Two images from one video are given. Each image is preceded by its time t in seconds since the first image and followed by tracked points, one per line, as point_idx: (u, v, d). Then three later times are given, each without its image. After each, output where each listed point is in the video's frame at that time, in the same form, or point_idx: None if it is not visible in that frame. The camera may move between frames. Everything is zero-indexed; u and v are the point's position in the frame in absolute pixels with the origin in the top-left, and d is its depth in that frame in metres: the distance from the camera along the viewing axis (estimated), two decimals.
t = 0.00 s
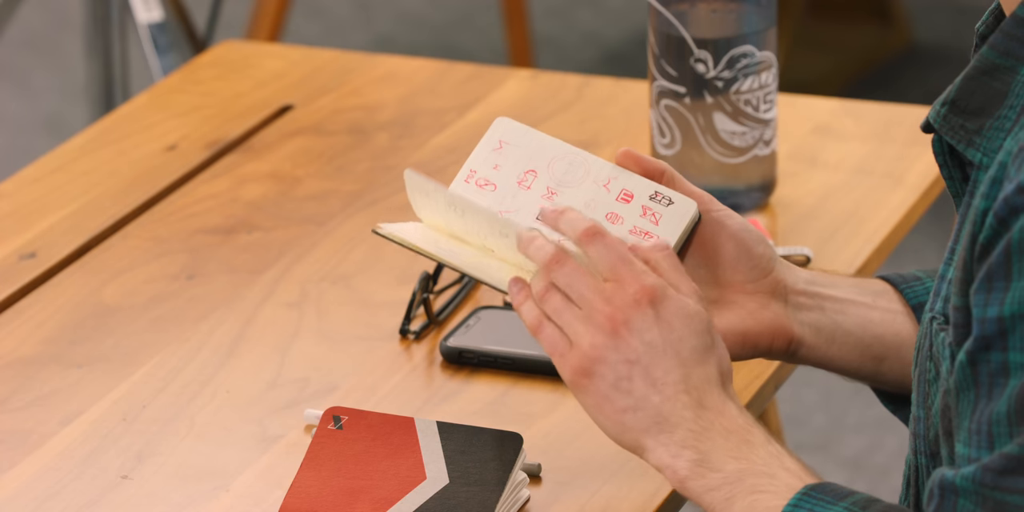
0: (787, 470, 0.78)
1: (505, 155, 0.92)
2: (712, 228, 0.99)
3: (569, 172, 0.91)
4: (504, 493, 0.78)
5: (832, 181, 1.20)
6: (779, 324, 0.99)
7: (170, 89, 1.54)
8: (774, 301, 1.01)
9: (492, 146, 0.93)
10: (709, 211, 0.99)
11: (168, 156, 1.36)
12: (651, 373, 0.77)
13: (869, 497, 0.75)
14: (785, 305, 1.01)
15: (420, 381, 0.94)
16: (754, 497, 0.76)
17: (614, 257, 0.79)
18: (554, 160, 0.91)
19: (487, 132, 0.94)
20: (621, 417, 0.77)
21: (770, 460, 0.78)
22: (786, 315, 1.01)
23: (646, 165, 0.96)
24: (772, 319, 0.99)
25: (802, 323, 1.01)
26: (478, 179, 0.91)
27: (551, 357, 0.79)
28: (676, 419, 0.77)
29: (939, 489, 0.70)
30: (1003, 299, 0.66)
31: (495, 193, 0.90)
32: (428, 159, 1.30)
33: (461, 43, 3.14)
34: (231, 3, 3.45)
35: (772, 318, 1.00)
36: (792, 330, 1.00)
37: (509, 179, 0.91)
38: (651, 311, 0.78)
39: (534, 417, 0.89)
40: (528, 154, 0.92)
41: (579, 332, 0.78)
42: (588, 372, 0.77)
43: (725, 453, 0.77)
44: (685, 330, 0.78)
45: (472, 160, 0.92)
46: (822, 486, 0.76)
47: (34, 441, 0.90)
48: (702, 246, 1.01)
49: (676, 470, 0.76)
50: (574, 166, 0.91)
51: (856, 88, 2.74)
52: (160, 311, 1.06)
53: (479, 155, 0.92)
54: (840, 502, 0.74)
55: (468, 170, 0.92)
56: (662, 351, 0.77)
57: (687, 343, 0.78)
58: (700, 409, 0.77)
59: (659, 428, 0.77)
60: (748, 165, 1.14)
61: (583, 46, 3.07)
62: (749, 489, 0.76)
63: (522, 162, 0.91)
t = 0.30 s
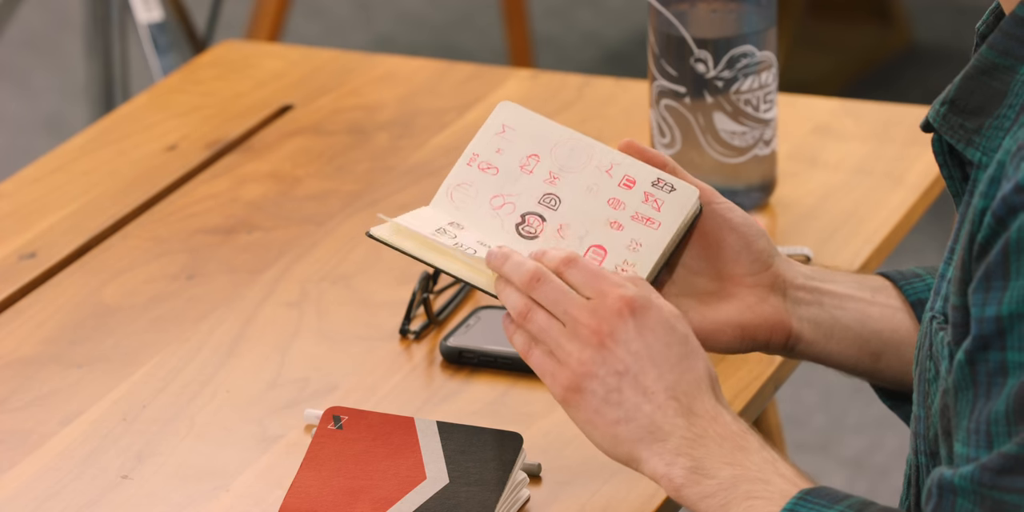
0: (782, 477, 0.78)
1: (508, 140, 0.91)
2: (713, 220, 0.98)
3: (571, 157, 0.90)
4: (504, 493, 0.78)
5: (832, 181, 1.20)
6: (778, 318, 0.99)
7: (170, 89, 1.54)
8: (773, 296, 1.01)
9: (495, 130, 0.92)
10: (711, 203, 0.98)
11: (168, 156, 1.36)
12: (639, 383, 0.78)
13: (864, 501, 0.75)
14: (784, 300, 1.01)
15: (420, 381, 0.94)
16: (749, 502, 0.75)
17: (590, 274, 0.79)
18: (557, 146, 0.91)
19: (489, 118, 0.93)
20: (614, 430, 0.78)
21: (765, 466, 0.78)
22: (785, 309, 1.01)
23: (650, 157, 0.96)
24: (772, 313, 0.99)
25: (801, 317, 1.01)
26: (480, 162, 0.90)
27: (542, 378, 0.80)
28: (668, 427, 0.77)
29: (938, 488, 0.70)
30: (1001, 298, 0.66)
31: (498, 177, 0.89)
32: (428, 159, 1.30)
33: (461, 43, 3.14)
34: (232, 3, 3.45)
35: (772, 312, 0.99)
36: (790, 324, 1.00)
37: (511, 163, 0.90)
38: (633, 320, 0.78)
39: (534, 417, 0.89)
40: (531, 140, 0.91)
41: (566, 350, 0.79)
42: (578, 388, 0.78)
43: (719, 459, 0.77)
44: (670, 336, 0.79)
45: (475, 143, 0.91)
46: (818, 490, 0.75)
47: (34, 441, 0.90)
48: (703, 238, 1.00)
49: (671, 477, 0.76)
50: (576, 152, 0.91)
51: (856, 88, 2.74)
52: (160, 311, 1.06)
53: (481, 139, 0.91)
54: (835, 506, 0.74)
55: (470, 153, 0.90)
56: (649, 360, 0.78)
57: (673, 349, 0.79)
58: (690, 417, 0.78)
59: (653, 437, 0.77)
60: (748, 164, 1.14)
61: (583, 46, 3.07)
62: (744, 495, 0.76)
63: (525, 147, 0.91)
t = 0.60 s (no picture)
0: (779, 478, 0.79)
1: (468, 249, 1.05)
2: (682, 247, 1.02)
3: (530, 242, 1.03)
4: (504, 493, 0.78)
5: (831, 181, 1.20)
6: (776, 309, 0.99)
7: (170, 89, 1.54)
8: (765, 290, 1.01)
9: (456, 249, 1.06)
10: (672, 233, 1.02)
11: (168, 156, 1.36)
12: (625, 392, 0.79)
13: (860, 505, 0.76)
14: (778, 293, 1.01)
15: (420, 381, 0.94)
16: (747, 504, 0.76)
17: (557, 307, 0.85)
18: (515, 239, 1.04)
19: (449, 243, 1.07)
20: (608, 445, 0.77)
21: (761, 468, 0.79)
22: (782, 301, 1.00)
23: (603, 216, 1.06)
24: (769, 305, 0.99)
25: (800, 307, 1.00)
26: (448, 273, 1.02)
27: (522, 416, 0.79)
28: (661, 433, 0.78)
29: (939, 489, 0.70)
30: (1004, 298, 0.66)
31: (467, 277, 1.01)
32: (428, 159, 1.30)
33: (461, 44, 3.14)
34: (231, 3, 3.45)
35: (769, 304, 0.99)
36: (789, 314, 0.99)
37: (479, 263, 1.02)
38: (607, 334, 0.81)
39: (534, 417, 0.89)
40: (490, 242, 1.05)
41: (545, 374, 0.80)
42: (565, 408, 0.78)
43: (715, 462, 0.78)
44: (647, 346, 0.81)
45: (442, 262, 1.04)
46: (815, 493, 0.76)
47: (34, 440, 0.90)
48: (676, 262, 1.02)
49: (669, 481, 0.77)
50: (534, 239, 1.03)
51: (855, 88, 2.74)
52: (160, 311, 1.06)
53: (447, 257, 1.04)
54: (836, 507, 0.75)
55: (437, 270, 1.03)
56: (630, 370, 0.80)
57: (652, 358, 0.81)
58: (681, 421, 0.79)
59: (647, 445, 0.78)
60: (748, 164, 1.14)
61: (583, 46, 3.07)
62: (741, 497, 0.77)
63: (485, 248, 1.04)
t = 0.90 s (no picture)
0: (775, 479, 0.79)
1: (475, 213, 1.01)
2: (687, 237, 1.02)
3: (536, 212, 1.00)
4: (504, 493, 0.78)
5: (831, 181, 1.20)
6: (773, 314, 0.99)
7: (171, 89, 1.54)
8: (765, 294, 1.01)
9: (462, 208, 1.02)
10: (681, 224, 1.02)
11: (168, 156, 1.36)
12: (617, 398, 0.79)
13: (860, 505, 0.76)
14: (777, 297, 1.01)
15: (420, 381, 0.94)
16: (745, 506, 0.76)
17: (547, 317, 0.83)
18: (521, 208, 1.01)
19: (457, 200, 1.04)
20: (602, 451, 0.77)
21: (757, 469, 0.79)
22: (779, 306, 1.00)
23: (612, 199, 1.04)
24: (766, 311, 0.99)
25: (796, 313, 1.01)
26: (451, 236, 0.99)
27: (518, 429, 0.79)
28: (655, 436, 0.78)
29: (938, 489, 0.70)
30: (1001, 298, 0.66)
31: (469, 244, 0.98)
32: (428, 159, 1.30)
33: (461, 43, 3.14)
34: (231, 3, 3.45)
35: (766, 309, 1.00)
36: (786, 319, 1.00)
37: (481, 231, 0.99)
38: (596, 342, 0.81)
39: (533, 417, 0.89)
40: (495, 208, 1.01)
41: (535, 388, 0.80)
42: (559, 419, 0.79)
43: (712, 463, 0.78)
44: (636, 351, 0.82)
45: (445, 223, 1.00)
46: (813, 494, 0.76)
47: (34, 440, 0.90)
48: (682, 257, 1.02)
49: (666, 483, 0.76)
50: (542, 209, 1.00)
51: (855, 87, 2.74)
52: (160, 311, 1.06)
53: (451, 218, 1.01)
54: (834, 508, 0.75)
55: (441, 230, 0.99)
56: (621, 375, 0.80)
57: (643, 362, 0.81)
58: (675, 424, 0.79)
59: (642, 448, 0.78)
60: (748, 164, 1.14)
61: (583, 46, 3.07)
62: (738, 498, 0.77)
63: (492, 215, 1.00)
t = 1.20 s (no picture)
0: (775, 479, 0.79)
1: (480, 195, 1.00)
2: (692, 234, 1.01)
3: (543, 199, 0.99)
4: (504, 493, 0.78)
5: (832, 181, 1.20)
6: (772, 316, 0.99)
7: (171, 89, 1.54)
8: (766, 296, 1.01)
9: (467, 190, 1.01)
10: (687, 220, 1.01)
11: (168, 156, 1.36)
12: (620, 396, 0.79)
13: (860, 504, 0.76)
14: (778, 299, 1.01)
15: (420, 381, 0.94)
16: (745, 505, 0.76)
17: (551, 311, 0.83)
18: (528, 193, 1.00)
19: (462, 180, 1.03)
20: (604, 449, 0.77)
21: (758, 468, 0.79)
22: (779, 308, 1.00)
23: (620, 191, 1.03)
24: (766, 313, 0.99)
25: (796, 316, 1.00)
26: (455, 218, 0.98)
27: (518, 422, 0.79)
28: (657, 435, 0.78)
29: (938, 489, 0.70)
30: (1001, 298, 0.66)
31: (473, 227, 0.97)
32: (428, 159, 1.30)
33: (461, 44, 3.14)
34: (231, 3, 3.45)
35: (766, 312, 0.99)
36: (786, 322, 1.00)
37: (486, 214, 0.99)
38: (600, 339, 0.80)
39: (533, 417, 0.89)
40: (502, 190, 1.01)
41: (537, 382, 0.80)
42: (560, 416, 0.78)
43: (712, 463, 0.78)
44: (640, 350, 0.81)
45: (449, 203, 1.00)
46: (813, 493, 0.76)
47: (34, 440, 0.90)
48: (686, 253, 1.02)
49: (666, 483, 0.76)
50: (548, 196, 0.99)
51: (855, 87, 2.74)
52: (160, 312, 1.06)
53: (456, 199, 1.00)
54: (834, 508, 0.75)
55: (445, 211, 0.99)
56: (624, 373, 0.80)
57: (646, 360, 0.81)
58: (676, 423, 0.79)
59: (643, 447, 0.78)
60: (748, 164, 1.14)
61: (583, 47, 3.07)
62: (739, 498, 0.77)
63: (497, 199, 1.00)
